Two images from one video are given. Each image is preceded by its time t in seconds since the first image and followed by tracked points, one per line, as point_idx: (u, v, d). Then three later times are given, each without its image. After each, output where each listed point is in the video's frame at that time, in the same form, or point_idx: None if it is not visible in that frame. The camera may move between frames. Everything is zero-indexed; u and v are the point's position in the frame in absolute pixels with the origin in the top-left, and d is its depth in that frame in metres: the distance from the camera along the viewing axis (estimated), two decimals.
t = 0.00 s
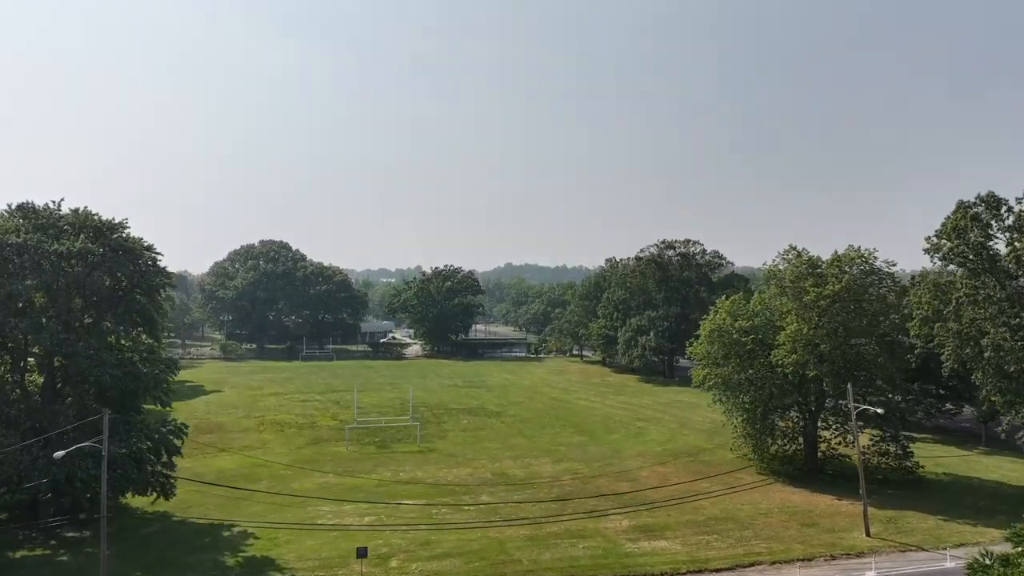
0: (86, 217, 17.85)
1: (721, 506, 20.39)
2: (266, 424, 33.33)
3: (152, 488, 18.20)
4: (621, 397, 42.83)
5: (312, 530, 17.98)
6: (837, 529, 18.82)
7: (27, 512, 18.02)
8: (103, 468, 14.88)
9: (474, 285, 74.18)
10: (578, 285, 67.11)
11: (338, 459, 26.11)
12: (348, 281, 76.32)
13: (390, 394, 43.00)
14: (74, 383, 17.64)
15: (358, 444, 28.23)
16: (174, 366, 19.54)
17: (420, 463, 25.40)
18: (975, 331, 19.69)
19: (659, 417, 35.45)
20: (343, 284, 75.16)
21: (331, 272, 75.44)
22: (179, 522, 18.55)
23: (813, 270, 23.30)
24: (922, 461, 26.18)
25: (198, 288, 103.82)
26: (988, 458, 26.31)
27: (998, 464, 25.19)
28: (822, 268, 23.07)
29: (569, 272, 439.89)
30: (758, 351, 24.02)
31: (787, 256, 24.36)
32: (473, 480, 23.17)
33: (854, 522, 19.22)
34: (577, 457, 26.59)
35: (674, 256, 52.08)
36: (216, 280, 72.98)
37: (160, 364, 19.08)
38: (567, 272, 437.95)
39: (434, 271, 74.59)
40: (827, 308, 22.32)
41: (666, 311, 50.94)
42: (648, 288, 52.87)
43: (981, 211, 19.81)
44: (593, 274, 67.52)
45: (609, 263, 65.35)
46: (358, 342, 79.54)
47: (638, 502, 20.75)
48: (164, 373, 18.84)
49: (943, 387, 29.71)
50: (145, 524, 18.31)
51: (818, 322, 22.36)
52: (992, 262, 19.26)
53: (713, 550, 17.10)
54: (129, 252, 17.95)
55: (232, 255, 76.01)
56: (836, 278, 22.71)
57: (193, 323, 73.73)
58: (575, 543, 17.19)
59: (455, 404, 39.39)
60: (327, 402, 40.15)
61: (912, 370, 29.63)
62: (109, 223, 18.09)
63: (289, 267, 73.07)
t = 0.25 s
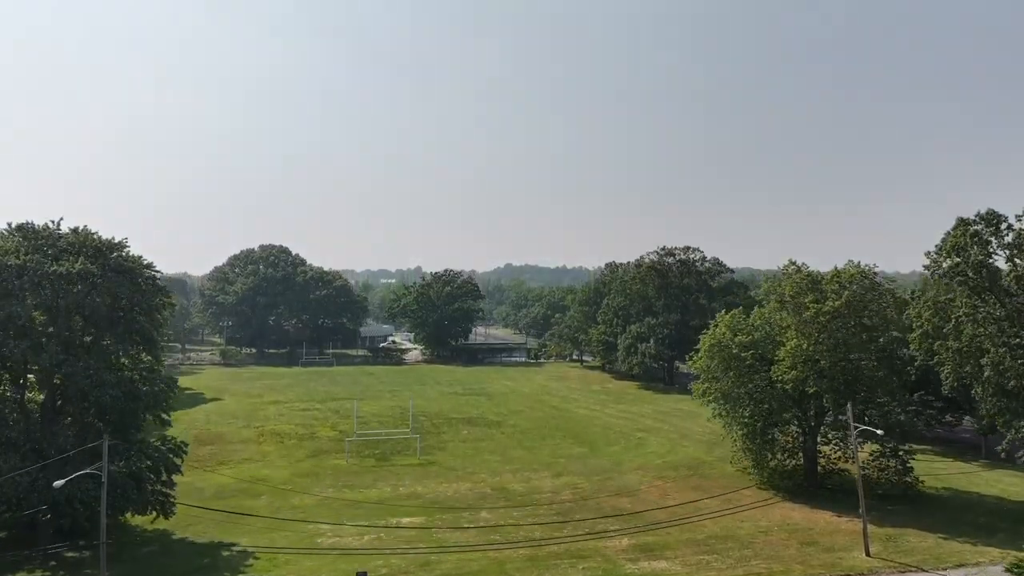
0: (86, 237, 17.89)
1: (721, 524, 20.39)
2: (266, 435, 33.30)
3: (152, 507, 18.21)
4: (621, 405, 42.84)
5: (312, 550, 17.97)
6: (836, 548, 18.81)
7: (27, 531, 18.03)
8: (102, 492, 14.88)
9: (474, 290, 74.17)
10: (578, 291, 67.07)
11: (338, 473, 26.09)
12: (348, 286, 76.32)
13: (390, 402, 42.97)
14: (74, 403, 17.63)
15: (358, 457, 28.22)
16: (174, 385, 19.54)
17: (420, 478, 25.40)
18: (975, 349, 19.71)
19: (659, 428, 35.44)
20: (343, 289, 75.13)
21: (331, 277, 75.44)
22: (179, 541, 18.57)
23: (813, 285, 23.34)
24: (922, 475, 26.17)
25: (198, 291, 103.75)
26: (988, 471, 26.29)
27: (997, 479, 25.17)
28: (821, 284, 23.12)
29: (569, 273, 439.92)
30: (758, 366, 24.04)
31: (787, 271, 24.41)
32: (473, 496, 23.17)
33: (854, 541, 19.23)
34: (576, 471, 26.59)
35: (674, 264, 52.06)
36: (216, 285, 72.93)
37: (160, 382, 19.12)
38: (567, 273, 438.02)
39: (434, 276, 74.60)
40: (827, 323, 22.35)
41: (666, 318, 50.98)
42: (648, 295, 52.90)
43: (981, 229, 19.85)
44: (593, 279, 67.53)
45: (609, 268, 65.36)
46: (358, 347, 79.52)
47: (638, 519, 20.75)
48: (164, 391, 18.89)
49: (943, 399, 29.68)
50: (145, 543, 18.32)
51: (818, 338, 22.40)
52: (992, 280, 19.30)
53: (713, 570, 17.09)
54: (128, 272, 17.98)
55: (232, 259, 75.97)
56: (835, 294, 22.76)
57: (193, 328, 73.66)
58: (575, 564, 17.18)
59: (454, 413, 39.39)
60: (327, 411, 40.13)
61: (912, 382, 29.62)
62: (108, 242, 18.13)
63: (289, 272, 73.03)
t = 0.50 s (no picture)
0: (85, 244, 17.90)
1: (719, 526, 20.47)
2: (267, 431, 33.37)
3: (153, 511, 18.27)
4: (621, 400, 42.93)
5: (312, 554, 18.04)
6: (834, 551, 18.90)
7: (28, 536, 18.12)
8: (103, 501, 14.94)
9: (474, 282, 74.15)
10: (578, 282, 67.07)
11: (339, 472, 26.18)
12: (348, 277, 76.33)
13: (391, 397, 43.07)
14: (75, 409, 17.65)
15: (358, 455, 28.30)
16: (173, 390, 19.57)
17: (420, 477, 25.49)
18: (974, 352, 19.73)
19: (658, 423, 35.52)
20: (343, 281, 75.04)
21: (331, 268, 75.25)
22: (181, 544, 18.67)
23: (813, 286, 23.34)
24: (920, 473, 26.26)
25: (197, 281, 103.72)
26: (986, 470, 26.37)
27: (995, 478, 25.25)
28: (821, 285, 23.13)
29: (569, 260, 439.75)
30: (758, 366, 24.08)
31: (786, 272, 24.43)
32: (473, 496, 23.25)
33: (852, 544, 19.31)
34: (576, 469, 26.68)
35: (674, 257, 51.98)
36: (216, 277, 72.85)
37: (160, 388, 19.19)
38: (567, 260, 437.89)
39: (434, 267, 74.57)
40: (827, 325, 22.38)
41: (666, 311, 51.19)
42: (648, 288, 52.91)
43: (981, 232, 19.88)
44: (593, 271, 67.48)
45: (609, 260, 65.31)
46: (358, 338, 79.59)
47: (637, 521, 20.84)
48: (164, 397, 18.94)
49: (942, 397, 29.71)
50: (146, 546, 18.41)
51: (818, 340, 22.43)
52: (992, 284, 19.33)
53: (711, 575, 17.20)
54: (128, 278, 18.01)
55: (231, 251, 75.89)
56: (835, 296, 22.77)
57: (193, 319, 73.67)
58: (574, 569, 17.26)
59: (455, 408, 39.47)
60: (327, 406, 40.24)
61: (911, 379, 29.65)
62: (107, 249, 18.15)
63: (288, 263, 73.01)
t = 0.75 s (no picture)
0: (84, 221, 17.87)
1: (715, 497, 20.85)
2: (269, 396, 33.71)
3: (159, 483, 18.61)
4: (619, 363, 43.26)
5: (316, 526, 18.44)
6: (827, 522, 19.29)
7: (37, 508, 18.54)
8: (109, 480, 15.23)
9: (474, 242, 74.01)
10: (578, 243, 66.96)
11: (341, 439, 26.51)
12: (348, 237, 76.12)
13: (391, 360, 43.34)
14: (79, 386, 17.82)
15: (359, 422, 28.66)
16: (175, 365, 19.76)
17: (421, 444, 25.86)
18: (972, 327, 19.85)
19: (656, 388, 35.88)
20: (342, 240, 74.67)
21: (330, 228, 74.75)
22: (187, 515, 19.09)
23: (812, 258, 23.36)
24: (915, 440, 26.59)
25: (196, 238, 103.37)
26: (980, 438, 26.70)
27: (989, 446, 25.58)
28: (821, 258, 23.15)
29: (569, 215, 438.19)
30: (756, 338, 24.22)
31: (786, 244, 24.44)
32: (473, 465, 23.62)
33: (845, 515, 19.69)
34: (574, 437, 27.05)
35: (674, 219, 51.82)
36: (215, 236, 72.62)
37: (162, 362, 19.38)
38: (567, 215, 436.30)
39: (434, 227, 74.31)
40: (826, 298, 22.43)
41: (666, 274, 51.26)
42: (648, 251, 52.86)
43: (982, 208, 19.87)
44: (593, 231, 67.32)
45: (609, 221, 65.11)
46: (359, 297, 79.70)
47: (634, 492, 21.21)
48: (166, 372, 19.14)
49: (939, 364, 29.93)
50: (154, 517, 18.83)
51: (816, 313, 22.53)
52: (992, 260, 19.42)
53: (707, 547, 17.58)
54: (128, 255, 18.01)
55: (230, 210, 75.47)
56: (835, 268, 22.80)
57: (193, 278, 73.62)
58: (572, 541, 17.64)
59: (455, 371, 39.80)
60: (329, 369, 40.52)
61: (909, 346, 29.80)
62: (107, 225, 18.13)
63: (288, 222, 72.72)
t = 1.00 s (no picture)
0: (82, 194, 17.83)
1: (712, 464, 21.19)
2: (270, 358, 33.93)
3: (163, 452, 18.90)
4: (619, 323, 43.45)
5: (320, 495, 18.79)
6: (822, 489, 19.63)
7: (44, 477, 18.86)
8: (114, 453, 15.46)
9: (474, 199, 73.62)
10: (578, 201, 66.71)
11: (342, 404, 26.77)
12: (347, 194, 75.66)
13: (392, 320, 43.52)
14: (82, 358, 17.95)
15: (361, 386, 28.92)
16: (177, 337, 19.90)
17: (422, 409, 26.15)
18: (970, 298, 19.97)
19: (655, 350, 36.11)
20: (341, 197, 74.19)
21: (329, 184, 74.15)
22: (192, 483, 19.42)
23: (813, 227, 23.35)
24: (910, 405, 26.88)
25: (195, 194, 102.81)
26: (975, 402, 26.99)
27: (983, 412, 25.87)
28: (821, 227, 23.14)
29: (569, 168, 435.18)
30: (755, 306, 24.31)
31: (787, 212, 24.42)
32: (473, 431, 23.93)
33: (839, 482, 20.04)
34: (574, 401, 27.35)
35: (675, 179, 51.49)
36: (214, 193, 72.14)
37: (164, 334, 19.52)
38: (567, 168, 433.33)
39: (434, 184, 73.82)
40: (825, 267, 22.49)
41: (666, 234, 51.18)
42: (648, 211, 52.68)
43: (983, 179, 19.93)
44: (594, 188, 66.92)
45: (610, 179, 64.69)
46: (359, 254, 79.60)
47: (632, 459, 21.53)
48: (168, 345, 19.29)
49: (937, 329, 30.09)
50: (160, 485, 19.17)
51: (815, 282, 22.59)
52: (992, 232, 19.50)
53: (703, 515, 17.92)
54: (128, 228, 17.99)
55: (228, 166, 74.85)
56: (835, 237, 22.81)
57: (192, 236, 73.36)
58: (571, 509, 17.99)
59: (455, 332, 40.00)
60: (329, 330, 40.71)
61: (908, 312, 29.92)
62: (105, 198, 18.09)
63: (286, 180, 72.23)
